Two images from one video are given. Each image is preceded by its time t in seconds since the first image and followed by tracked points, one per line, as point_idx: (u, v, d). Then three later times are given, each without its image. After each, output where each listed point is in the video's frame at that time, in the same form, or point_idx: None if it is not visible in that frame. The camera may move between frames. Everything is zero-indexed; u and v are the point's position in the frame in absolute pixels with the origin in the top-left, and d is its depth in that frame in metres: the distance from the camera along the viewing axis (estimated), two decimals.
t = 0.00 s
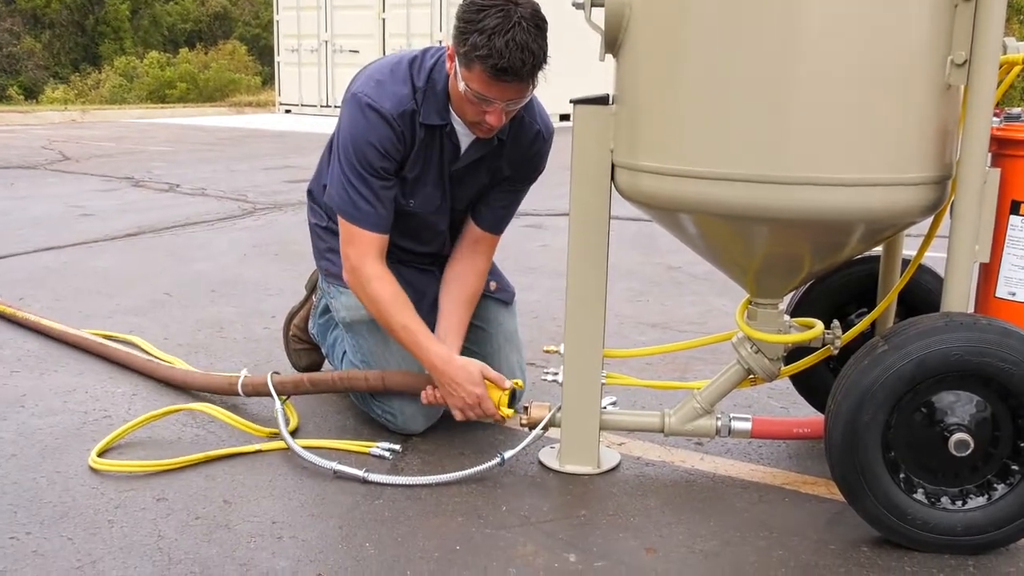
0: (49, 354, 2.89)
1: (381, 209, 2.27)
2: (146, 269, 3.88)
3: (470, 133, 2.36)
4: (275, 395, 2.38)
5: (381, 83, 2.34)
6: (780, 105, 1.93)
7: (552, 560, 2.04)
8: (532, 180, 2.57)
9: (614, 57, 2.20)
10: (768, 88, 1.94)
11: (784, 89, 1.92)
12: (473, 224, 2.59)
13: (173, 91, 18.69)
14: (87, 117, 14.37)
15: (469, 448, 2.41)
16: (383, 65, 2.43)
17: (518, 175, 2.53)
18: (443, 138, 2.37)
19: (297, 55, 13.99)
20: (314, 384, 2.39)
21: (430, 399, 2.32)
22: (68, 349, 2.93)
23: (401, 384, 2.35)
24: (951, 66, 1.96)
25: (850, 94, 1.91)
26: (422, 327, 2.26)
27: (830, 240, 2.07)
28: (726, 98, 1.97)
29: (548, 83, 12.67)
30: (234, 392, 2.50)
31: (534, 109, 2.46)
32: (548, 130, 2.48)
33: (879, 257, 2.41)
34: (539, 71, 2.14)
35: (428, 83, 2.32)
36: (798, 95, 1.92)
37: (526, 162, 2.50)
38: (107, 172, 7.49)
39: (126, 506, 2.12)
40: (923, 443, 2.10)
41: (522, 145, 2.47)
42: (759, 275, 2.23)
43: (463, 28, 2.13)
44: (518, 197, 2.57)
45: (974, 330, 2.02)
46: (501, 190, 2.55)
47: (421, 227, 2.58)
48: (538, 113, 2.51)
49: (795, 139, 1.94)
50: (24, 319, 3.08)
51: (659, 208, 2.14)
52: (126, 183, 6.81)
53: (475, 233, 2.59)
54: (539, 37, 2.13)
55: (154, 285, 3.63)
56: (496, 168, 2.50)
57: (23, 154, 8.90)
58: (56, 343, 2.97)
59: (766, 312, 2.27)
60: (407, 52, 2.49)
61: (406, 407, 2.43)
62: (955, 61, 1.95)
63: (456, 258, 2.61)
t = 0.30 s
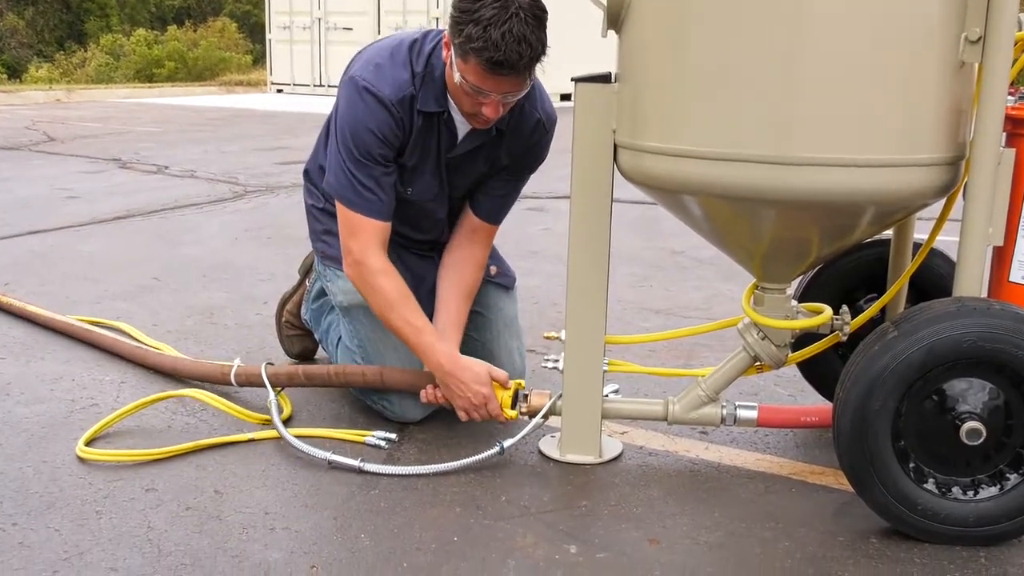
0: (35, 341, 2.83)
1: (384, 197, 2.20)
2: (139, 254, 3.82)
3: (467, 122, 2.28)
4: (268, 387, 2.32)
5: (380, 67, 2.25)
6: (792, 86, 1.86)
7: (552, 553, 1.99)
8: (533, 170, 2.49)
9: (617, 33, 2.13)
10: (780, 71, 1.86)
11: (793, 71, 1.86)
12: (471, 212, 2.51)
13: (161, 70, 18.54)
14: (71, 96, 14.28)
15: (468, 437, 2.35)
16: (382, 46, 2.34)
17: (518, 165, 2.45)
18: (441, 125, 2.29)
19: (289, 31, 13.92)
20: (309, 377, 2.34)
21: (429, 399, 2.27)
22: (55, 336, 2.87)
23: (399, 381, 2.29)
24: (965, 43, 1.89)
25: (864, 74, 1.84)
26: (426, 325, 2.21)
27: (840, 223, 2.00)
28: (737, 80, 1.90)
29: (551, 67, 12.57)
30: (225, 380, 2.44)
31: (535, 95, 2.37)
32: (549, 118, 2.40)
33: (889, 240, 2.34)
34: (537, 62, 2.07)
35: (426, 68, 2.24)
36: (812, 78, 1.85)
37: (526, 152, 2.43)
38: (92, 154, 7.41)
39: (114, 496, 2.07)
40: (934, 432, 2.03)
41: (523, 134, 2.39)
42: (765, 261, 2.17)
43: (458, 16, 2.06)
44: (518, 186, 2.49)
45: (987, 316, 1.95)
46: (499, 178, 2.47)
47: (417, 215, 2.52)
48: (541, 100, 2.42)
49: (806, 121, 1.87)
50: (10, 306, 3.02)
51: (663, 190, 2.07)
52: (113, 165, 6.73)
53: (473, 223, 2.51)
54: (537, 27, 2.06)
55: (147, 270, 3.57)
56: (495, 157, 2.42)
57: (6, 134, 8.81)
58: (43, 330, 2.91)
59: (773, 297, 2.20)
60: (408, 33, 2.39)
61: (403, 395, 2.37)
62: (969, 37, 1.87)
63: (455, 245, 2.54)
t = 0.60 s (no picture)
0: (20, 329, 2.76)
1: (382, 185, 2.11)
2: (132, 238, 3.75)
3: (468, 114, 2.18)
4: (263, 376, 2.24)
5: (377, 54, 2.16)
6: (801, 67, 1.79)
7: (553, 547, 1.92)
8: (534, 161, 2.38)
9: (621, 9, 2.05)
10: (787, 57, 1.79)
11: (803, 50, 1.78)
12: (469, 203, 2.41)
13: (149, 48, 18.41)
14: (53, 76, 14.18)
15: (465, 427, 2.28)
16: (380, 31, 2.24)
17: (518, 156, 2.34)
18: (440, 115, 2.19)
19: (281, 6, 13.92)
20: (305, 368, 2.25)
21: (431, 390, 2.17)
22: (40, 324, 2.80)
23: (398, 374, 2.20)
24: (982, 19, 1.81)
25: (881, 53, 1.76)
26: (426, 319, 2.12)
27: (852, 204, 1.92)
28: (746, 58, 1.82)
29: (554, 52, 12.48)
30: (222, 369, 2.35)
31: (539, 87, 2.26)
32: (552, 108, 2.29)
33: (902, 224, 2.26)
34: (540, 57, 1.99)
35: (425, 56, 2.14)
36: (818, 62, 1.78)
37: (526, 143, 2.32)
38: (76, 135, 7.32)
39: (100, 489, 2.01)
40: (948, 421, 1.96)
41: (524, 123, 2.29)
42: (775, 244, 2.09)
43: (459, 8, 1.97)
44: (517, 177, 2.38)
45: (1004, 302, 1.87)
46: (499, 169, 2.36)
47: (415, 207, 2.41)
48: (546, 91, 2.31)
49: (816, 100, 1.79)
50: None
51: (669, 172, 2.00)
52: (97, 146, 6.65)
53: (472, 215, 2.41)
54: (540, 20, 1.97)
55: (140, 255, 3.50)
56: (494, 147, 2.31)
57: None
58: (28, 317, 2.84)
59: (781, 283, 2.13)
60: (408, 16, 2.29)
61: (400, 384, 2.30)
62: (986, 13, 1.79)
63: (453, 235, 2.44)
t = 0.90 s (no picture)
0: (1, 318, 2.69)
1: (377, 171, 2.01)
2: (125, 224, 3.67)
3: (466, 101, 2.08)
4: (256, 371, 2.15)
5: (376, 34, 2.05)
6: (815, 45, 1.70)
7: (553, 544, 1.85)
8: (535, 151, 2.30)
9: None
10: (801, 36, 1.71)
11: (817, 22, 1.69)
12: (466, 191, 2.32)
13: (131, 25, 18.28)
14: (31, 53, 14.05)
15: (462, 420, 2.19)
16: (380, 9, 2.13)
17: (518, 145, 2.26)
18: (437, 99, 2.09)
19: None
20: (299, 364, 2.16)
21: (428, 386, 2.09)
22: (22, 312, 2.72)
23: (396, 370, 2.12)
24: None
25: (897, 26, 1.68)
26: (422, 313, 2.04)
27: (866, 186, 1.83)
28: (758, 34, 1.73)
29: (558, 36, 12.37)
30: (211, 362, 2.27)
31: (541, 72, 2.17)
32: (553, 98, 2.20)
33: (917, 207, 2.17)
34: (544, 44, 1.90)
35: (424, 38, 2.03)
36: (834, 39, 1.69)
37: (526, 134, 2.24)
38: (58, 115, 7.23)
39: (83, 483, 1.94)
40: (965, 413, 1.88)
41: (525, 112, 2.20)
42: (785, 228, 2.01)
43: None
44: (516, 167, 2.29)
45: None
46: (496, 159, 2.27)
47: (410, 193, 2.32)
48: (549, 77, 2.22)
49: (827, 78, 1.71)
50: None
51: (674, 153, 1.91)
52: (79, 128, 6.55)
53: (469, 204, 2.32)
54: (544, 6, 1.88)
55: (131, 241, 3.42)
56: (493, 136, 2.23)
57: None
58: (10, 305, 2.77)
59: (792, 270, 2.04)
60: None
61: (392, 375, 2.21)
62: None
63: (448, 223, 2.35)
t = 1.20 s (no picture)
0: None
1: (366, 150, 1.92)
2: (112, 208, 3.57)
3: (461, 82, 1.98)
4: (237, 360, 2.06)
5: (373, 3, 1.93)
6: (840, 13, 1.59)
7: (550, 543, 1.76)
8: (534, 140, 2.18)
9: None
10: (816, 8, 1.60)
11: (822, 18, 1.60)
12: (460, 179, 2.22)
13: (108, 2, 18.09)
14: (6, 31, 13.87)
15: (454, 412, 2.10)
16: None
17: (517, 134, 2.15)
18: (432, 78, 1.98)
19: None
20: (282, 356, 2.07)
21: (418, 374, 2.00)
22: None
23: (385, 358, 2.02)
24: None
25: (904, 10, 1.58)
26: (413, 283, 1.97)
27: (874, 168, 1.75)
28: None
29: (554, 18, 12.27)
30: (191, 355, 2.17)
31: (544, 55, 2.05)
32: (553, 84, 2.08)
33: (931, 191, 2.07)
34: (546, 23, 1.80)
35: (423, 13, 1.92)
36: (848, 12, 1.59)
37: (526, 121, 2.12)
38: (31, 95, 7.09)
39: (57, 480, 1.85)
40: (981, 406, 1.78)
41: (524, 98, 2.10)
42: (793, 210, 1.91)
43: None
44: (512, 158, 2.18)
45: None
46: (491, 147, 2.17)
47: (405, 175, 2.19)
48: (549, 59, 2.10)
49: (836, 55, 1.61)
50: None
51: (677, 133, 1.82)
52: (52, 108, 6.41)
53: (463, 193, 2.22)
54: None
55: (117, 227, 3.32)
56: (488, 122, 2.14)
57: None
58: None
59: (800, 256, 1.95)
60: None
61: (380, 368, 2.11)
62: None
63: (441, 211, 2.25)
